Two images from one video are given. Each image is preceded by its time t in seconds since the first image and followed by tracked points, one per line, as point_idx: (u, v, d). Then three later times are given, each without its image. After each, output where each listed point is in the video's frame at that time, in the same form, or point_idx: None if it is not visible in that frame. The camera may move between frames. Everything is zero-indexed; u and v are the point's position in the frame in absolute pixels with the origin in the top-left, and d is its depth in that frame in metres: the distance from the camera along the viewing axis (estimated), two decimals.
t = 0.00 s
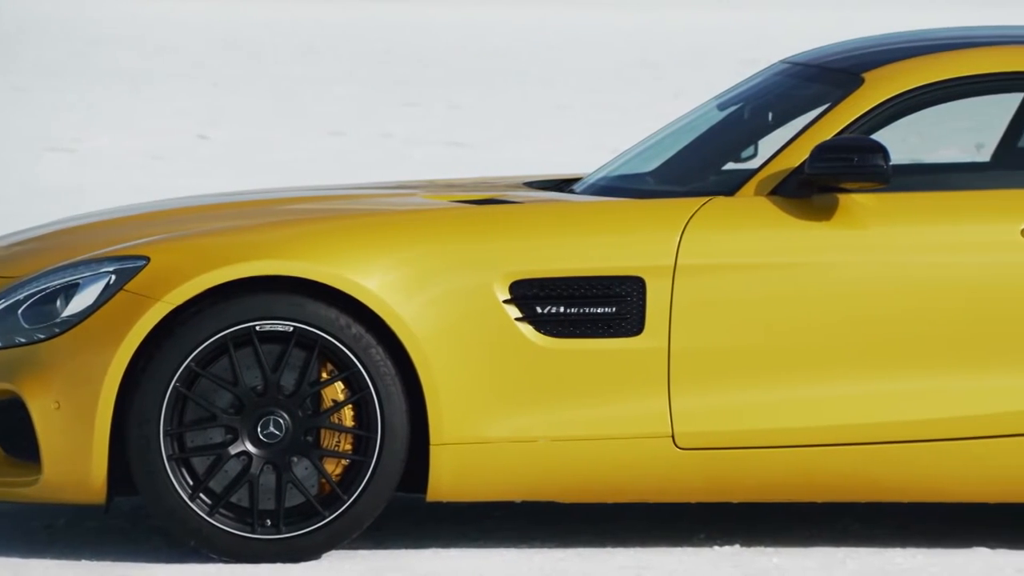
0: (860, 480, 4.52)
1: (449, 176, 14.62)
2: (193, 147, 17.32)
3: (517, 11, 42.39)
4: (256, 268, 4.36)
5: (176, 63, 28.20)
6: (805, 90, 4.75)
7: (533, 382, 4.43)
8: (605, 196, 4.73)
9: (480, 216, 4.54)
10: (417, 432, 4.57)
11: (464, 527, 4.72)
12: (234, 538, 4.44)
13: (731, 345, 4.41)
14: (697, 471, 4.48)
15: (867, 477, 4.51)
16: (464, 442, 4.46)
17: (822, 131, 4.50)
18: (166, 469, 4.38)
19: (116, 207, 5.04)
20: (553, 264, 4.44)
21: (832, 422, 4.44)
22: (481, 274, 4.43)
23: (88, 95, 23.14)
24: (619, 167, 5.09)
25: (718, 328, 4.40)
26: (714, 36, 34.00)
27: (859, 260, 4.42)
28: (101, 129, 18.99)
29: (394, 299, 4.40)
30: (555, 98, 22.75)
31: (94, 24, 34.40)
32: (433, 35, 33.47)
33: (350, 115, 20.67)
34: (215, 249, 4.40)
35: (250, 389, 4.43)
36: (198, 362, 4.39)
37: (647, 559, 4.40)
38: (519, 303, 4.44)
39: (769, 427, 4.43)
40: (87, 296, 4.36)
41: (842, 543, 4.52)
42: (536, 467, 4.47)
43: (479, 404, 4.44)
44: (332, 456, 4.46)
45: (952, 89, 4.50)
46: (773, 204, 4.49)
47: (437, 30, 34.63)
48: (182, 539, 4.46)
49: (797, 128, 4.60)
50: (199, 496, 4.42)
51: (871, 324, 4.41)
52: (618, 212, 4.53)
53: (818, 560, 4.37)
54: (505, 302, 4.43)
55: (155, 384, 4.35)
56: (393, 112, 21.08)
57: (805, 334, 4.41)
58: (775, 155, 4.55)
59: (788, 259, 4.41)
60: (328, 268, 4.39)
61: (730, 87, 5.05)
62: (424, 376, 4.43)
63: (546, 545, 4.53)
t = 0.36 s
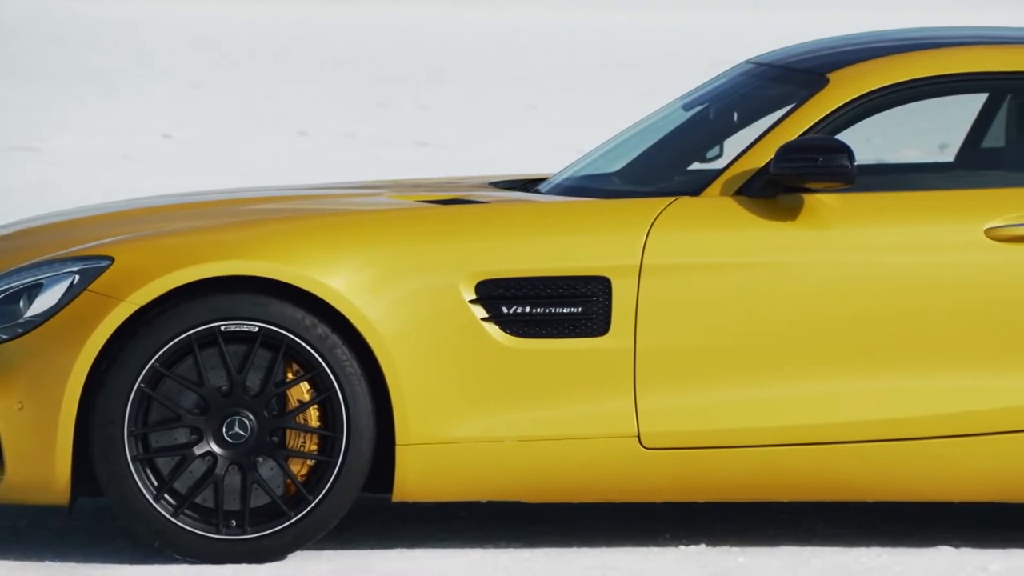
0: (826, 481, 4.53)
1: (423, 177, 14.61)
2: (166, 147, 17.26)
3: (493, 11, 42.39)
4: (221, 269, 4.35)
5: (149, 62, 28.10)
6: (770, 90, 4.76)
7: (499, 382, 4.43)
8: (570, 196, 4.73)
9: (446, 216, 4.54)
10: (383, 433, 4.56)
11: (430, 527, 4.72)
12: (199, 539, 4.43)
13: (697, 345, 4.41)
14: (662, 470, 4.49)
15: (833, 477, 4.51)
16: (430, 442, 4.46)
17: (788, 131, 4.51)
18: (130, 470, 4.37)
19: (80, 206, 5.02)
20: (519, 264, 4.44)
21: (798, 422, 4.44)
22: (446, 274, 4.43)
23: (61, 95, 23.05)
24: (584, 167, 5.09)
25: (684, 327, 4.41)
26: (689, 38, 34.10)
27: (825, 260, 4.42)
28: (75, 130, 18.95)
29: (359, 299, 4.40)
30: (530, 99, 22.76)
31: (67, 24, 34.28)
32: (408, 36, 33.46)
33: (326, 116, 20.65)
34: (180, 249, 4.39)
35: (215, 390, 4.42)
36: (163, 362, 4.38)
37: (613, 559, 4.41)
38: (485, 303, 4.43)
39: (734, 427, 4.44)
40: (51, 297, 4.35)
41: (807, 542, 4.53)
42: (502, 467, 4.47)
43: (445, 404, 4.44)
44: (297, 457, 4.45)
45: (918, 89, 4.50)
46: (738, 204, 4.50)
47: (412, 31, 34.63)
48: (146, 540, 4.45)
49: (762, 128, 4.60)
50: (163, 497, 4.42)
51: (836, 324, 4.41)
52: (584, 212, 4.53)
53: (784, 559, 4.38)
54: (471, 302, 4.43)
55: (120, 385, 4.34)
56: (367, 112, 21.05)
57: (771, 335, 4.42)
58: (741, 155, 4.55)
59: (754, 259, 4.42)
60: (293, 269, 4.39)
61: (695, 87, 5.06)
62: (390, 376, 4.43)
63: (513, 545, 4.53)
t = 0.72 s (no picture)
0: (791, 481, 4.53)
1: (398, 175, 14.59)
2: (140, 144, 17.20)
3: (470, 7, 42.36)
4: (185, 269, 4.34)
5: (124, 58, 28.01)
6: (735, 91, 4.76)
7: (465, 383, 4.43)
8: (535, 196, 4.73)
9: (411, 216, 4.53)
10: (348, 433, 4.56)
11: (396, 527, 4.72)
12: (163, 540, 4.42)
13: (663, 345, 4.42)
14: (628, 471, 4.49)
15: (798, 477, 4.52)
16: (395, 442, 4.46)
17: (753, 131, 4.52)
18: (94, 470, 4.36)
19: (44, 207, 5.01)
20: (484, 264, 4.44)
21: (764, 421, 4.44)
22: (411, 274, 4.43)
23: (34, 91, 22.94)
24: (550, 167, 5.09)
25: (650, 327, 4.41)
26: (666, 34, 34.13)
27: (791, 260, 4.42)
28: (50, 128, 18.89)
29: (325, 299, 4.39)
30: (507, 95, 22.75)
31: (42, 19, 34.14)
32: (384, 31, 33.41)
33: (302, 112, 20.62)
34: (144, 249, 4.37)
35: (180, 390, 4.41)
36: (127, 363, 4.37)
37: (578, 559, 4.41)
38: (450, 303, 4.43)
39: (700, 427, 4.44)
40: (14, 298, 4.33)
41: (772, 542, 4.54)
42: (467, 467, 4.47)
43: (411, 404, 4.43)
44: (262, 458, 4.45)
45: (885, 89, 4.51)
46: (704, 204, 4.50)
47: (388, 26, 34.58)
48: (110, 540, 4.44)
49: (727, 128, 4.61)
50: (127, 497, 4.41)
51: (801, 324, 4.41)
52: (549, 212, 4.53)
53: (748, 558, 4.39)
54: (436, 302, 4.43)
55: (83, 385, 4.33)
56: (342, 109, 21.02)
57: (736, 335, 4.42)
58: (706, 155, 4.56)
59: (720, 260, 4.42)
60: (259, 269, 4.38)
61: (661, 87, 5.06)
62: (356, 376, 4.42)
63: (478, 545, 4.53)
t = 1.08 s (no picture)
0: (757, 480, 4.54)
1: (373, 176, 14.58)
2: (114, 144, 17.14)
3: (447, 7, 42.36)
4: (150, 268, 4.33)
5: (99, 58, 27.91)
6: (701, 91, 4.77)
7: (430, 383, 4.43)
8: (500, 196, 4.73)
9: (376, 216, 4.53)
10: (314, 434, 4.55)
11: (362, 527, 4.72)
12: (127, 541, 4.41)
13: (628, 344, 4.42)
14: (593, 471, 4.49)
15: (763, 477, 4.53)
16: (361, 442, 4.46)
17: (719, 131, 4.52)
18: (57, 471, 4.35)
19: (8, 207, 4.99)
20: (449, 264, 4.44)
21: (729, 420, 4.45)
22: (377, 274, 4.43)
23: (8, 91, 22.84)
24: (515, 167, 5.08)
25: (615, 327, 4.41)
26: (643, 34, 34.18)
27: (757, 260, 4.42)
28: (26, 128, 18.81)
29: (290, 298, 4.38)
30: (483, 96, 22.75)
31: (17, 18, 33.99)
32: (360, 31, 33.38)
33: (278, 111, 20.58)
34: (109, 249, 4.36)
35: (144, 390, 4.40)
36: (91, 363, 4.35)
37: (544, 559, 4.41)
38: (416, 303, 4.43)
39: (666, 426, 4.44)
40: None
41: (737, 542, 4.55)
42: (433, 467, 4.47)
43: (376, 404, 4.43)
44: (227, 458, 4.44)
45: (851, 89, 4.53)
46: (669, 204, 4.51)
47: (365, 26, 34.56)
48: (74, 541, 4.43)
49: (693, 128, 4.61)
50: (91, 498, 4.39)
51: (766, 324, 4.42)
52: (515, 212, 4.53)
53: (714, 558, 4.40)
54: (402, 302, 4.43)
55: (46, 386, 4.31)
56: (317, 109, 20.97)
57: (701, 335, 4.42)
58: (672, 155, 4.56)
59: (685, 260, 4.42)
60: (223, 269, 4.37)
61: (627, 87, 5.06)
62: (321, 376, 4.42)
63: (444, 545, 4.53)
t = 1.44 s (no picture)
0: (721, 480, 4.54)
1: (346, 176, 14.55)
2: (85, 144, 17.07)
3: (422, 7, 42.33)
4: (112, 269, 4.31)
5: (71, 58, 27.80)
6: (665, 91, 4.77)
7: (394, 383, 4.43)
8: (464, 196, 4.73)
9: (339, 216, 4.52)
10: (278, 434, 4.54)
11: (326, 528, 4.71)
12: (89, 542, 4.40)
13: (592, 344, 4.42)
14: (557, 470, 4.49)
15: (727, 476, 4.53)
16: (325, 442, 4.45)
17: (682, 132, 4.53)
18: (18, 472, 4.33)
19: None
20: (413, 264, 4.43)
21: (693, 420, 4.45)
22: (341, 274, 4.42)
23: None
24: (480, 167, 5.08)
25: (579, 327, 4.41)
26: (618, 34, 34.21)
27: (720, 259, 4.43)
28: None
29: (253, 298, 4.37)
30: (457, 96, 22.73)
31: None
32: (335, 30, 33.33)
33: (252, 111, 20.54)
34: (71, 249, 4.35)
35: (107, 391, 4.39)
36: (53, 363, 4.34)
37: (509, 559, 4.41)
38: (380, 303, 4.43)
39: (630, 426, 4.44)
40: None
41: (702, 541, 4.55)
42: (398, 467, 4.47)
43: (340, 404, 4.43)
44: (190, 459, 4.43)
45: (816, 89, 4.54)
46: (633, 204, 4.51)
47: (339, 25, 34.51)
48: (36, 542, 4.41)
49: (657, 128, 4.62)
50: (53, 499, 4.37)
51: (730, 323, 4.42)
52: (479, 212, 4.53)
53: (678, 558, 4.40)
54: (366, 302, 4.42)
55: (7, 386, 4.30)
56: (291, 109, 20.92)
57: (665, 334, 4.42)
58: (636, 155, 4.57)
59: (649, 260, 4.43)
60: (186, 269, 4.35)
61: (591, 87, 5.06)
62: (284, 376, 4.41)
63: (408, 545, 4.53)
